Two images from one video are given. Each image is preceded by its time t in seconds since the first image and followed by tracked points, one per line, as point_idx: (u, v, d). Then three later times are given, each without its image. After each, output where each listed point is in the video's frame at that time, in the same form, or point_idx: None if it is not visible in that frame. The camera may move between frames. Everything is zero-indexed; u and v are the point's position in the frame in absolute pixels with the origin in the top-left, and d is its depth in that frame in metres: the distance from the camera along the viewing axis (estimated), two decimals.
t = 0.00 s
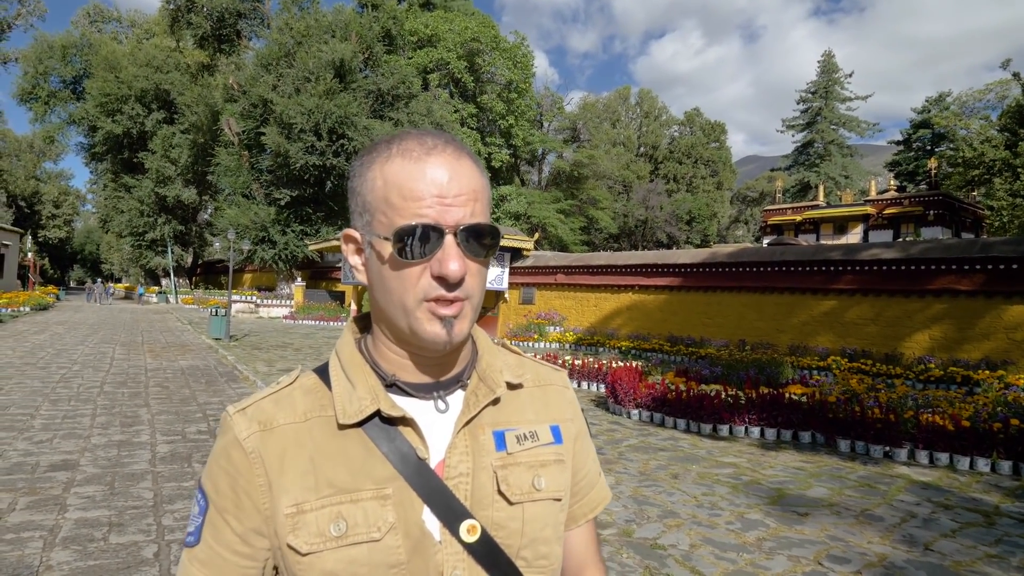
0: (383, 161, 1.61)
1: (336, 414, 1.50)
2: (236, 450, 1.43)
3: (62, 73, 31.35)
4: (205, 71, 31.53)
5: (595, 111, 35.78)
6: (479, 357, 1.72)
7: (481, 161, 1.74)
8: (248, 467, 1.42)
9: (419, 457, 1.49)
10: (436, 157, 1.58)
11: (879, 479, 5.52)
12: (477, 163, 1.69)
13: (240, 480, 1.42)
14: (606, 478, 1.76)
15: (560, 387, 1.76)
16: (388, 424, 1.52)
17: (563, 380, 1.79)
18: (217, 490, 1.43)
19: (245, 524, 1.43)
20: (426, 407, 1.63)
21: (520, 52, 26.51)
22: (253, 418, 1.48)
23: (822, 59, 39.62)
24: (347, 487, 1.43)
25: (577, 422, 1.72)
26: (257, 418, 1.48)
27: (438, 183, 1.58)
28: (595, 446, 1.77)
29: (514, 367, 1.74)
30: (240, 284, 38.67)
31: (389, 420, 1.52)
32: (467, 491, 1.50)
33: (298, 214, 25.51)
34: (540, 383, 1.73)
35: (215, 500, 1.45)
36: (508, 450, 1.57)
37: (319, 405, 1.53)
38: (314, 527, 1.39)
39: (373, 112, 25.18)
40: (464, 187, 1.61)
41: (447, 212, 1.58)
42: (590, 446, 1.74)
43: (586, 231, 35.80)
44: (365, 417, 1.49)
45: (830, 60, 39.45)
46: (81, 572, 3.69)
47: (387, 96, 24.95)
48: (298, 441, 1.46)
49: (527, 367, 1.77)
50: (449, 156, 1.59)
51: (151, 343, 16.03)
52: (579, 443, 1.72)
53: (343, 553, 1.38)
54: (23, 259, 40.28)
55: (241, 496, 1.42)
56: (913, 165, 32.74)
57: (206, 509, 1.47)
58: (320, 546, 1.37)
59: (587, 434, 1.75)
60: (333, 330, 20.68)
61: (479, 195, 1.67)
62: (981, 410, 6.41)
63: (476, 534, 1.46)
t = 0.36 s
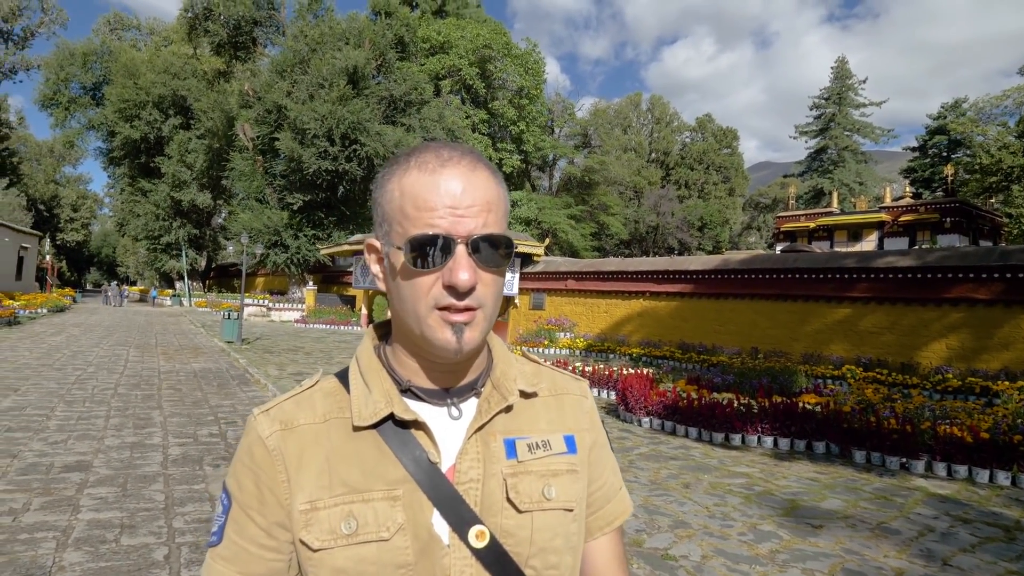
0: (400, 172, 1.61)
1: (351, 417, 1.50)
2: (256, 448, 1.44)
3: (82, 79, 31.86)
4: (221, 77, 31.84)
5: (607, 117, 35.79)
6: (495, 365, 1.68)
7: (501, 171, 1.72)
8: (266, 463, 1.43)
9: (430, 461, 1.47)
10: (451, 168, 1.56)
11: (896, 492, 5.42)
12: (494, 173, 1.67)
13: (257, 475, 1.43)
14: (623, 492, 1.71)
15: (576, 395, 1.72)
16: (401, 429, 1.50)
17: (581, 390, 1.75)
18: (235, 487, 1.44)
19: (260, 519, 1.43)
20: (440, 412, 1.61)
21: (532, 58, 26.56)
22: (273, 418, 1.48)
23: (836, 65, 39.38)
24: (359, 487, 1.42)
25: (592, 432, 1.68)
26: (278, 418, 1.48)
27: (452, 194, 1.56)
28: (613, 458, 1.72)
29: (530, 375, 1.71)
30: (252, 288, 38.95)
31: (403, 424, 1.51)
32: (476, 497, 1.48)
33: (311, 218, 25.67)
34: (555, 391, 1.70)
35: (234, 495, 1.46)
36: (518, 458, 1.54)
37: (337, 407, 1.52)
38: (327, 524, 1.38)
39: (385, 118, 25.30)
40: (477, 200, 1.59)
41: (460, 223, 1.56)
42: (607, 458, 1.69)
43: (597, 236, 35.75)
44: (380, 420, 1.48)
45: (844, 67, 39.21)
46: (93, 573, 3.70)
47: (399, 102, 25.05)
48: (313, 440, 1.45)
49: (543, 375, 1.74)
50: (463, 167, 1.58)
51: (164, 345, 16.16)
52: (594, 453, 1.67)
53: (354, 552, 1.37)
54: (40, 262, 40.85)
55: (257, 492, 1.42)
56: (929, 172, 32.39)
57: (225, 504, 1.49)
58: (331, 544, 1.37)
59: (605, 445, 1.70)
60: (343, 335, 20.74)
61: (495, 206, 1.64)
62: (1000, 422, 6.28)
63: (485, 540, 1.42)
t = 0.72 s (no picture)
0: (411, 185, 1.67)
1: (365, 424, 1.53)
2: (271, 453, 1.48)
3: (97, 91, 32.37)
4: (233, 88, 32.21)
5: (617, 128, 35.86)
6: (505, 377, 1.71)
7: (509, 185, 1.76)
8: (281, 468, 1.46)
9: (442, 471, 1.50)
10: (458, 180, 1.62)
11: (909, 505, 5.37)
12: (502, 186, 1.71)
13: (271, 480, 1.46)
14: (636, 507, 1.72)
15: (588, 409, 1.74)
16: (414, 437, 1.53)
17: (593, 404, 1.76)
18: (249, 491, 1.47)
19: (273, 524, 1.46)
20: (452, 424, 1.64)
21: (542, 69, 26.73)
22: (289, 424, 1.52)
23: (847, 76, 39.32)
24: (370, 494, 1.44)
25: (606, 446, 1.69)
26: (293, 424, 1.52)
27: (458, 204, 1.61)
28: (627, 472, 1.73)
29: (541, 389, 1.73)
30: (264, 298, 39.23)
31: (416, 432, 1.54)
32: (487, 507, 1.50)
33: (321, 229, 25.87)
34: (568, 405, 1.72)
35: (247, 499, 1.48)
36: (530, 469, 1.55)
37: (351, 415, 1.56)
38: (338, 530, 1.41)
39: (396, 128, 25.50)
40: (483, 209, 1.63)
41: (465, 232, 1.60)
42: (622, 472, 1.70)
43: (607, 247, 35.75)
44: (393, 428, 1.51)
45: (856, 77, 39.13)
46: None
47: (411, 113, 25.14)
48: (328, 447, 1.49)
49: (556, 390, 1.76)
50: (470, 178, 1.63)
51: (175, 355, 16.30)
52: (608, 468, 1.68)
53: (364, 558, 1.40)
54: (54, 271, 41.35)
55: (271, 498, 1.45)
56: (942, 183, 32.19)
57: (238, 509, 1.51)
58: (342, 550, 1.39)
59: (619, 458, 1.71)
60: (353, 345, 20.83)
61: (502, 216, 1.67)
62: (1015, 436, 6.20)
63: (495, 551, 1.44)
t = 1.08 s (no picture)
0: (400, 203, 1.75)
1: (349, 432, 1.61)
2: (259, 456, 1.59)
3: (94, 99, 32.46)
4: (232, 97, 32.31)
5: (615, 137, 36.02)
6: (494, 390, 1.73)
7: (497, 202, 1.82)
8: (267, 469, 1.57)
9: (419, 480, 1.55)
10: (444, 197, 1.69)
11: (906, 513, 5.38)
12: (488, 203, 1.77)
13: (258, 480, 1.57)
14: (628, 528, 1.70)
15: (582, 428, 1.72)
16: (394, 445, 1.60)
17: (589, 421, 1.74)
18: (238, 490, 1.59)
19: (257, 522, 1.57)
20: (435, 435, 1.67)
21: (541, 79, 26.89)
22: (280, 429, 1.63)
23: (843, 85, 39.59)
24: (346, 498, 1.52)
25: (598, 465, 1.67)
26: (282, 429, 1.64)
27: (444, 220, 1.68)
28: (621, 492, 1.71)
29: (531, 403, 1.74)
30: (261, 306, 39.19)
31: (396, 440, 1.60)
32: (462, 519, 1.52)
33: (320, 237, 25.91)
34: (559, 421, 1.70)
35: (235, 499, 1.60)
36: (509, 482, 1.56)
37: (337, 421, 1.65)
38: (311, 532, 1.49)
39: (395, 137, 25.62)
40: (468, 225, 1.69)
41: (450, 246, 1.66)
42: (613, 492, 1.67)
43: (605, 255, 35.80)
44: (374, 435, 1.59)
45: (851, 87, 39.40)
46: None
47: (409, 122, 25.33)
48: (312, 452, 1.59)
49: (548, 406, 1.76)
50: (455, 196, 1.70)
51: (172, 364, 16.28)
52: (600, 487, 1.66)
53: (332, 561, 1.47)
54: (50, 280, 41.26)
55: (258, 496, 1.57)
56: (937, 192, 32.39)
57: (230, 508, 1.64)
58: (313, 550, 1.48)
59: (612, 477, 1.69)
60: (352, 354, 20.84)
61: (487, 232, 1.73)
62: (1010, 443, 6.23)
63: (466, 564, 1.46)
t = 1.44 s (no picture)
0: (386, 217, 1.75)
1: (341, 441, 1.61)
2: (255, 466, 1.61)
3: (94, 111, 32.60)
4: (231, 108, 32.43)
5: (613, 146, 36.13)
6: (485, 399, 1.70)
7: (484, 214, 1.82)
8: (263, 478, 1.58)
9: (407, 488, 1.54)
10: (428, 211, 1.68)
11: (910, 522, 5.34)
12: (473, 214, 1.76)
13: (254, 490, 1.58)
14: (630, 538, 1.62)
15: (578, 436, 1.66)
16: (384, 454, 1.59)
17: (585, 429, 1.68)
18: (237, 499, 1.60)
19: (252, 529, 1.58)
20: (425, 443, 1.66)
21: (539, 89, 27.05)
22: (276, 440, 1.65)
23: (840, 94, 39.78)
24: (334, 506, 1.52)
25: (594, 474, 1.61)
26: (279, 439, 1.65)
27: (430, 231, 1.68)
28: (621, 501, 1.64)
29: (524, 411, 1.69)
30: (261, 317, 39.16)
31: (385, 450, 1.59)
32: (449, 527, 1.50)
33: (319, 247, 25.92)
34: (553, 429, 1.65)
35: (232, 508, 1.62)
36: (497, 490, 1.53)
37: (332, 432, 1.65)
38: (301, 539, 1.49)
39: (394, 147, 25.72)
40: (453, 237, 1.68)
41: (436, 259, 1.65)
42: (610, 501, 1.61)
43: (605, 263, 35.82)
44: (364, 445, 1.58)
45: (849, 95, 39.60)
46: None
47: (408, 132, 25.46)
48: (304, 461, 1.59)
49: (543, 414, 1.71)
50: (440, 208, 1.69)
51: (171, 376, 16.23)
52: (596, 495, 1.60)
53: (319, 567, 1.47)
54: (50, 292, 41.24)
55: (255, 505, 1.57)
56: (936, 199, 32.47)
57: (228, 517, 1.65)
58: (302, 557, 1.47)
59: (610, 485, 1.63)
60: (351, 364, 20.79)
61: (472, 243, 1.72)
62: (1013, 451, 6.19)
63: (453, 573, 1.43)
